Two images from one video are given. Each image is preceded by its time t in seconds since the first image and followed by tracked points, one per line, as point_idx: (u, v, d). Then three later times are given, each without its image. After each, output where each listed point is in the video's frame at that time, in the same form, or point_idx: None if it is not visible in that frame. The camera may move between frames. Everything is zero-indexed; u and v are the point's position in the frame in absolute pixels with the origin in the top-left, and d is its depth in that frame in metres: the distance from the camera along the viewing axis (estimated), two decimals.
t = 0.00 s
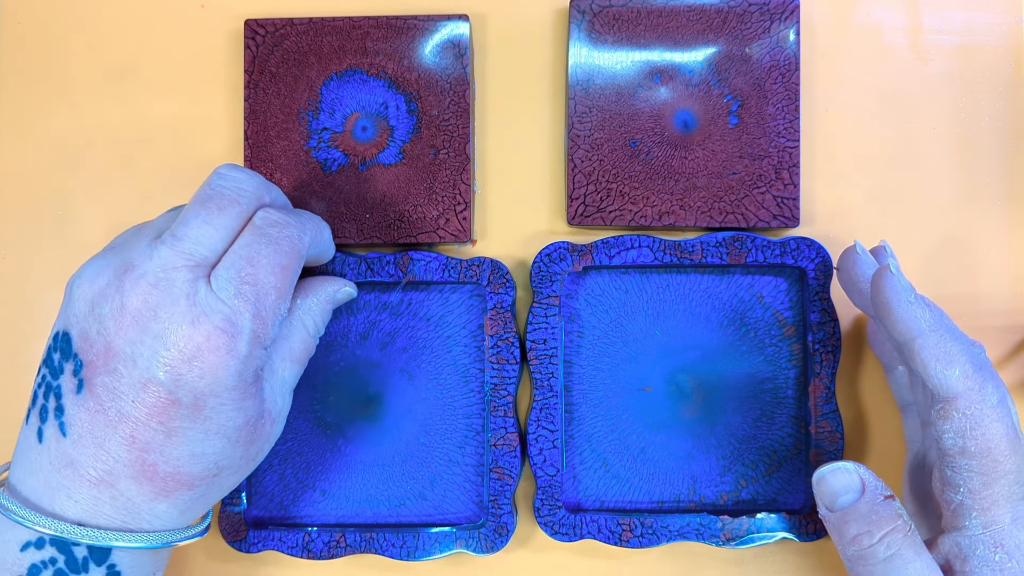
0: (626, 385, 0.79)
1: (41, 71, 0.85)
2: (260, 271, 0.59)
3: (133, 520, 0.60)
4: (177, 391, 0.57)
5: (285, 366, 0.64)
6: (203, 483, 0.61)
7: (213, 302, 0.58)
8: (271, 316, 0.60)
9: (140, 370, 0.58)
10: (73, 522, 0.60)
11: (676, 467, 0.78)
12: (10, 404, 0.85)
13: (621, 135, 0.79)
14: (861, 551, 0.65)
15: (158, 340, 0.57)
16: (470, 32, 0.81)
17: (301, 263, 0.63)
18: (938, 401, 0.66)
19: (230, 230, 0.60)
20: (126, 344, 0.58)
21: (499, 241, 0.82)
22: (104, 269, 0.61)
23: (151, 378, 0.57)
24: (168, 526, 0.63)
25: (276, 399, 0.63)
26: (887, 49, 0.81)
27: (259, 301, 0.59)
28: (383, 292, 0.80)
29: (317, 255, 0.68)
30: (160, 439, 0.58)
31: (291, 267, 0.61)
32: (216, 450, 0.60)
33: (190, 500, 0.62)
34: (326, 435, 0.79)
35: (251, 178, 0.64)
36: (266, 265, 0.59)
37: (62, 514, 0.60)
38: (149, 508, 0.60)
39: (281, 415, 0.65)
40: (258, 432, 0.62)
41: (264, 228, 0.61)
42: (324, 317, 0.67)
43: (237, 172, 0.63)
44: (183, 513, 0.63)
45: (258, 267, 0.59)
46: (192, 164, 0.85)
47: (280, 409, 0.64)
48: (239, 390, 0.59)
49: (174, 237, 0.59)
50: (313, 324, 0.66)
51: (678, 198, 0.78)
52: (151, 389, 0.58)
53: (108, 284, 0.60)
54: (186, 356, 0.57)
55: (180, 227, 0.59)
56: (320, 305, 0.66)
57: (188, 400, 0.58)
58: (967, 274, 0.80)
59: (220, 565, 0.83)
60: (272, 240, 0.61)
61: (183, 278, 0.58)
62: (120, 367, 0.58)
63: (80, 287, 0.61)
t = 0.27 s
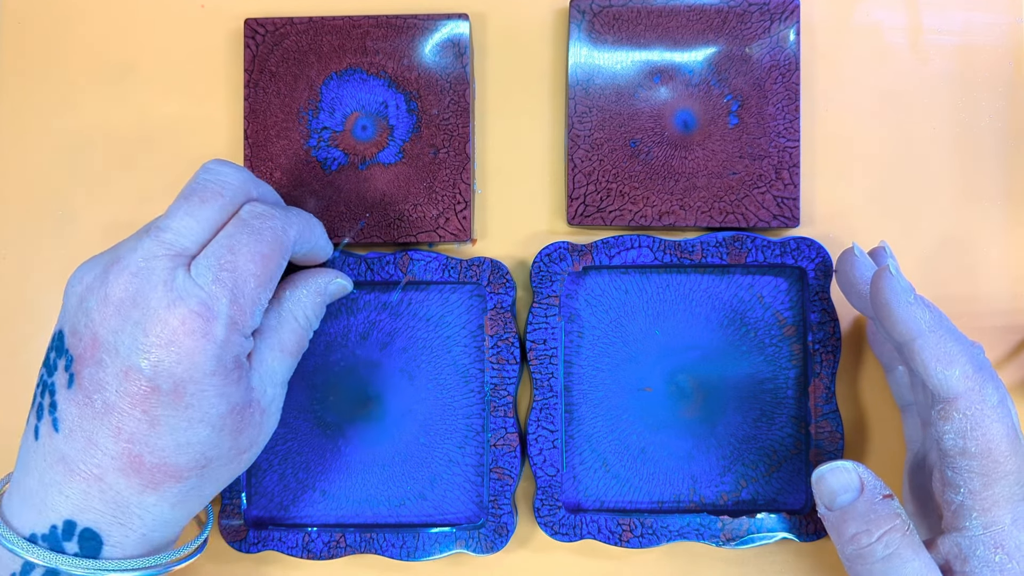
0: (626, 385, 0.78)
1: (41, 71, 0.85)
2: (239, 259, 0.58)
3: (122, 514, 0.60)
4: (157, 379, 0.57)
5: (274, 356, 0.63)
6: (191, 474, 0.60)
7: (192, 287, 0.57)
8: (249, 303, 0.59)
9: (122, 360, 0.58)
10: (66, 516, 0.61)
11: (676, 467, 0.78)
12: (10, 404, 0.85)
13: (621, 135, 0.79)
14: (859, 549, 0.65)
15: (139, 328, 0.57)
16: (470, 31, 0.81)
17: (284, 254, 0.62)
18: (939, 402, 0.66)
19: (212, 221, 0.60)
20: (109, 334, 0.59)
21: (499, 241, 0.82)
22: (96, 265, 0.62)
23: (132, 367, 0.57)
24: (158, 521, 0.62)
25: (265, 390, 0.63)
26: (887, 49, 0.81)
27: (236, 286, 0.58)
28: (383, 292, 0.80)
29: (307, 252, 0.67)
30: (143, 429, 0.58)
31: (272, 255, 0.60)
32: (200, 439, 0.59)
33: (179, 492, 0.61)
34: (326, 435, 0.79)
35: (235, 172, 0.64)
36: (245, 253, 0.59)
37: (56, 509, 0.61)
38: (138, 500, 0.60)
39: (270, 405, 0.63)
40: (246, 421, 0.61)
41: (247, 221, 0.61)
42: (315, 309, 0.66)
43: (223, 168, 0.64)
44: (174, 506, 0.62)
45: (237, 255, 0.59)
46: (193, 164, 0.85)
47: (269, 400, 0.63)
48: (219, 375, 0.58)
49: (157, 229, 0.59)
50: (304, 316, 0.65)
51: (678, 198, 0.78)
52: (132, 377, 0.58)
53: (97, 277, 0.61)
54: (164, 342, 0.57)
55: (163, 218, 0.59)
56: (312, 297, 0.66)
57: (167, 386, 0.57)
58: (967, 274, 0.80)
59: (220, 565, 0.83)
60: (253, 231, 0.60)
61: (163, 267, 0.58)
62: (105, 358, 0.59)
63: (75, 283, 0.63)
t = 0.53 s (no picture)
0: (626, 385, 0.78)
1: (41, 71, 0.85)
2: (220, 273, 0.59)
3: (97, 528, 0.61)
4: (137, 394, 0.58)
5: (254, 372, 0.64)
6: (166, 489, 0.62)
7: (173, 302, 0.58)
8: (231, 318, 0.60)
9: (102, 375, 0.59)
10: (38, 531, 0.61)
11: (676, 467, 0.78)
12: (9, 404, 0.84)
13: (621, 135, 0.79)
14: (857, 548, 0.65)
15: (120, 344, 0.58)
16: (470, 31, 0.81)
17: (265, 266, 0.63)
18: (938, 402, 0.66)
19: (190, 234, 0.61)
20: (86, 350, 0.59)
21: (499, 241, 0.82)
22: (69, 278, 0.63)
23: (112, 382, 0.58)
24: (134, 533, 0.63)
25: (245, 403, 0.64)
26: (887, 49, 0.81)
27: (218, 302, 0.59)
28: (383, 292, 0.80)
29: (284, 260, 0.67)
30: (121, 444, 0.59)
31: (253, 269, 0.61)
32: (179, 454, 0.60)
33: (155, 506, 0.62)
34: (326, 435, 0.79)
35: (210, 182, 0.64)
36: (227, 266, 0.59)
37: (26, 524, 0.61)
38: (113, 515, 0.61)
39: (248, 420, 0.65)
40: (224, 435, 0.63)
41: (225, 231, 0.61)
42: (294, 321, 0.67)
43: (194, 177, 0.64)
44: (149, 519, 0.63)
45: (218, 269, 0.59)
46: (192, 163, 0.85)
47: (247, 413, 0.65)
48: (200, 392, 0.59)
49: (135, 242, 0.60)
50: (284, 331, 0.67)
51: (678, 198, 0.78)
52: (111, 393, 0.58)
53: (73, 292, 0.61)
54: (145, 358, 0.58)
55: (140, 231, 0.60)
56: (291, 310, 0.67)
57: (148, 403, 0.58)
58: (967, 274, 0.80)
59: (219, 565, 0.83)
60: (233, 243, 0.61)
61: (144, 282, 0.59)
62: (82, 373, 0.59)
63: (49, 296, 0.63)
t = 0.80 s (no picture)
0: (626, 385, 0.78)
1: (41, 71, 0.85)
2: (214, 264, 0.59)
3: (95, 518, 0.61)
4: (130, 384, 0.58)
5: (246, 357, 0.64)
6: (164, 479, 0.61)
7: (166, 291, 0.58)
8: (225, 308, 0.60)
9: (97, 365, 0.59)
10: (36, 522, 0.61)
11: (676, 467, 0.78)
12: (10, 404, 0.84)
13: (621, 135, 0.79)
14: (856, 548, 0.65)
15: (114, 333, 0.58)
16: (470, 31, 0.81)
17: (260, 259, 0.63)
18: (937, 402, 0.66)
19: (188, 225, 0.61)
20: (82, 340, 0.59)
21: (499, 241, 0.82)
22: (66, 270, 0.63)
23: (106, 373, 0.58)
24: (131, 524, 0.63)
25: (241, 392, 0.64)
26: (887, 49, 0.81)
27: (211, 293, 0.59)
28: (383, 292, 0.80)
29: (283, 257, 0.67)
30: (116, 434, 0.59)
31: (247, 262, 0.61)
32: (174, 444, 0.60)
33: (153, 497, 0.62)
34: (326, 435, 0.79)
35: (213, 178, 0.65)
36: (221, 258, 0.60)
37: (25, 514, 0.61)
38: (110, 505, 0.61)
39: (244, 410, 0.64)
40: (221, 425, 0.62)
41: (224, 224, 0.62)
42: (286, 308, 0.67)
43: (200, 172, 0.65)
44: (147, 510, 0.63)
45: (212, 261, 0.59)
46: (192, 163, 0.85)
47: (244, 403, 0.64)
48: (193, 380, 0.59)
49: (133, 233, 0.60)
50: (275, 317, 0.66)
51: (678, 198, 0.78)
52: (106, 383, 0.58)
53: (70, 283, 0.61)
54: (138, 347, 0.58)
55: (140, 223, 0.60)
56: (281, 297, 0.66)
57: (141, 392, 0.58)
58: (967, 274, 0.80)
59: (219, 565, 0.83)
60: (229, 236, 0.61)
61: (138, 271, 0.59)
62: (77, 363, 0.59)
63: (48, 287, 0.63)
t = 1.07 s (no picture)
0: (626, 385, 0.78)
1: (41, 71, 0.85)
2: (211, 291, 0.59)
3: (91, 545, 0.62)
4: (125, 415, 0.58)
5: (250, 384, 0.65)
6: (159, 505, 0.63)
7: (159, 321, 0.58)
8: (220, 336, 0.60)
9: (90, 396, 0.59)
10: (32, 551, 0.62)
11: (676, 467, 0.78)
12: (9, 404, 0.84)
13: (621, 135, 0.79)
14: (855, 548, 0.65)
15: (107, 364, 0.58)
16: (470, 31, 0.81)
17: (254, 284, 0.63)
18: (937, 402, 0.66)
19: (174, 249, 0.60)
20: (74, 370, 0.59)
21: (499, 240, 0.82)
22: (52, 294, 0.62)
23: (102, 403, 0.59)
24: (128, 548, 0.65)
25: (236, 417, 0.65)
26: (887, 49, 0.81)
27: (207, 320, 0.59)
28: (383, 292, 0.80)
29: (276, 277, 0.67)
30: (111, 463, 0.60)
31: (243, 287, 0.61)
32: (170, 470, 0.61)
33: (148, 521, 0.63)
34: (326, 435, 0.79)
35: (193, 195, 0.64)
36: (218, 284, 0.59)
37: (19, 545, 0.62)
38: (107, 532, 0.62)
39: (239, 433, 0.66)
40: (215, 449, 0.63)
41: (216, 248, 0.61)
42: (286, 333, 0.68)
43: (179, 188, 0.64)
44: (144, 534, 0.64)
45: (209, 286, 0.59)
46: (193, 163, 0.85)
47: (238, 425, 0.65)
48: (188, 410, 0.60)
49: (117, 259, 0.60)
50: (276, 342, 0.66)
51: (678, 198, 0.78)
52: (100, 413, 0.59)
53: (56, 311, 0.61)
54: (132, 379, 0.58)
55: (123, 248, 0.60)
56: (282, 322, 0.67)
57: (135, 423, 0.59)
58: (967, 273, 0.80)
59: (219, 565, 0.83)
60: (224, 260, 0.61)
61: (129, 300, 0.59)
62: (71, 393, 0.60)
63: (31, 314, 0.63)
